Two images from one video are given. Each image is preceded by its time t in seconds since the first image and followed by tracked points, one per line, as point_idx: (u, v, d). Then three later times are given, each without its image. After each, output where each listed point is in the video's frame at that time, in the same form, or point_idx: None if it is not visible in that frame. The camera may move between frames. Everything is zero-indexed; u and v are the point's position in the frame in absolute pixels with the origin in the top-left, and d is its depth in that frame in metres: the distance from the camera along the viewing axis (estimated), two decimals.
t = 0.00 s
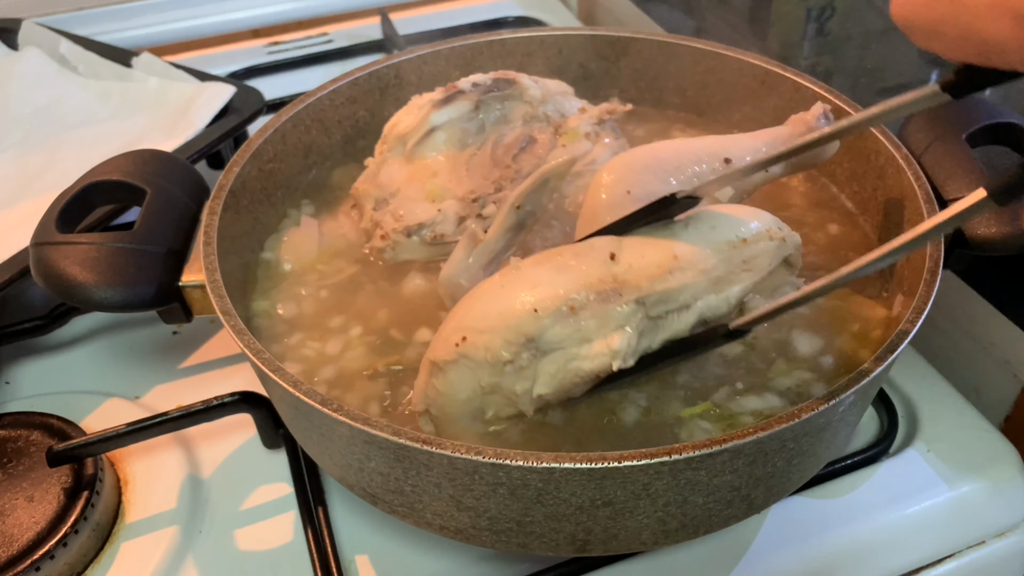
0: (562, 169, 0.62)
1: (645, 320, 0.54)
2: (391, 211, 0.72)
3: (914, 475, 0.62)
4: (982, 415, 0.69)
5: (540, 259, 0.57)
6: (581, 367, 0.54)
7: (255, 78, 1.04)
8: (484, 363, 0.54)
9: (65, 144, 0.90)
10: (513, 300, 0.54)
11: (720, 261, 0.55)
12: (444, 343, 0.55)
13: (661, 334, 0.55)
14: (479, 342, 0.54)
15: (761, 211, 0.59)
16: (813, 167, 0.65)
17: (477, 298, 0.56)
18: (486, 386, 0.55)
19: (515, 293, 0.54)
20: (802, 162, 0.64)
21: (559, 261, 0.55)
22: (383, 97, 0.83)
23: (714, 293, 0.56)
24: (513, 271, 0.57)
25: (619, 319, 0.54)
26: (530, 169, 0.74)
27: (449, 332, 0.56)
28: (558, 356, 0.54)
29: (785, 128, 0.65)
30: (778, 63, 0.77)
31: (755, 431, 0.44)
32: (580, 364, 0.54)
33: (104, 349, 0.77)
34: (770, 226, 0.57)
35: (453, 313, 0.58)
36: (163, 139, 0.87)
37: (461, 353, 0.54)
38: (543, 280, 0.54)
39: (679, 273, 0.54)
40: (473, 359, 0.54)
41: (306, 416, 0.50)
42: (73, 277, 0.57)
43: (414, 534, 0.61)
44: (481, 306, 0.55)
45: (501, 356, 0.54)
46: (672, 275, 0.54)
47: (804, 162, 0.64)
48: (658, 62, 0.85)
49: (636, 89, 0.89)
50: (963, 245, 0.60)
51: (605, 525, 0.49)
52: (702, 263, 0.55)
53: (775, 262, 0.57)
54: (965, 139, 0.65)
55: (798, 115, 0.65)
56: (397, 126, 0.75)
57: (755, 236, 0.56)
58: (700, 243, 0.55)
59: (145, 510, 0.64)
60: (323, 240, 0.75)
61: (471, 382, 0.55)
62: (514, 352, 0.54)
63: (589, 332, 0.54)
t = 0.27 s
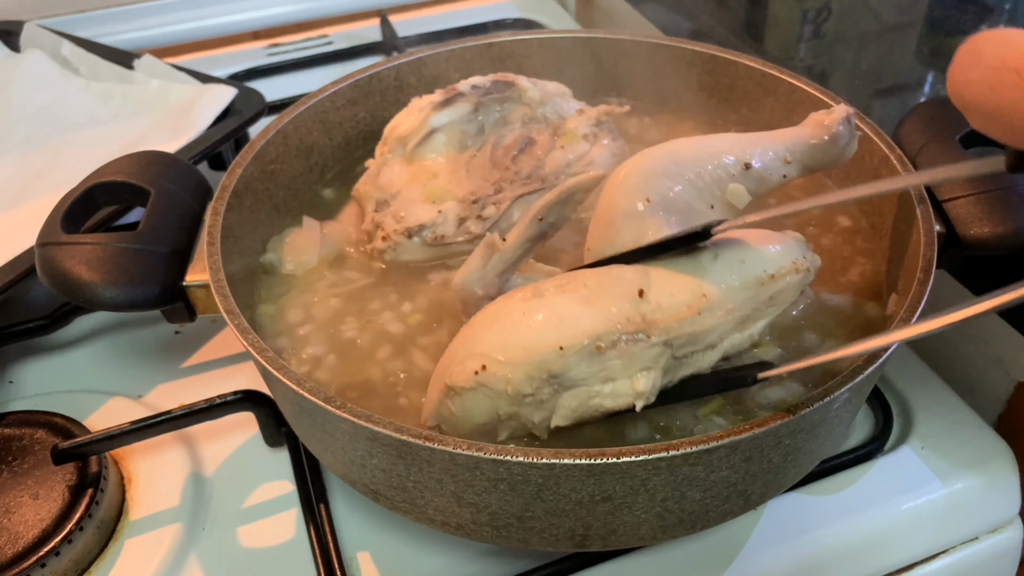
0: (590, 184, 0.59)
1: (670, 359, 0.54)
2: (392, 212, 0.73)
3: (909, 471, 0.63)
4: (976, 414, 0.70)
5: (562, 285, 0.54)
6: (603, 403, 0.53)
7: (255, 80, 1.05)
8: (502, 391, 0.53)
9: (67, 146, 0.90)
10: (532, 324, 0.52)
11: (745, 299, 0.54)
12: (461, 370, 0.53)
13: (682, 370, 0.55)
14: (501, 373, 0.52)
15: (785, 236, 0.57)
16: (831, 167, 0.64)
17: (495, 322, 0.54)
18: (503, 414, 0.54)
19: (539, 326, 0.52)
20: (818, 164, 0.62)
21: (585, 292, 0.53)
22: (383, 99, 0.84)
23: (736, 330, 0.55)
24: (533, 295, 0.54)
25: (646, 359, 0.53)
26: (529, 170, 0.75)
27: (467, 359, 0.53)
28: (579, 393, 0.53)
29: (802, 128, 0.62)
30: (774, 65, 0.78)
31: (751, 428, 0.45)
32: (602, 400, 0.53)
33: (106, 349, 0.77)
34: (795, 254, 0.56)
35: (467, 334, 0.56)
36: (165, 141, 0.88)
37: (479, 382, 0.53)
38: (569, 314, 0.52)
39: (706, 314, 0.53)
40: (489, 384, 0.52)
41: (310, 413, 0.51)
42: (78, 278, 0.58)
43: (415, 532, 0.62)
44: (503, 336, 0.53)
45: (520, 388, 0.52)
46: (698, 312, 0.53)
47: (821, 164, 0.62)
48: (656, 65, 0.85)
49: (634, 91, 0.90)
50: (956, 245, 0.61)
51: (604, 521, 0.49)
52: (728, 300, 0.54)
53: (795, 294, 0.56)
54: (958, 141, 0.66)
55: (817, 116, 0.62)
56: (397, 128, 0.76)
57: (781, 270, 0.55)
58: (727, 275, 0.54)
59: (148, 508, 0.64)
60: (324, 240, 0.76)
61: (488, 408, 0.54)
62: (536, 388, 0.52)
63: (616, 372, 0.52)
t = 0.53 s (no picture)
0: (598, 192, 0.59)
1: (678, 373, 0.54)
2: (392, 214, 0.74)
3: (904, 470, 0.64)
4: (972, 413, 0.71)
5: (570, 296, 0.54)
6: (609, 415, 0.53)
7: (255, 82, 1.06)
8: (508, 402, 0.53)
9: (68, 148, 0.91)
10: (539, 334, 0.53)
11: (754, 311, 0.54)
12: (468, 380, 0.53)
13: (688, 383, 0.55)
14: (509, 386, 0.52)
15: (790, 246, 0.56)
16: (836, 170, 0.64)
17: (503, 333, 0.54)
18: (510, 425, 0.55)
19: (547, 340, 0.52)
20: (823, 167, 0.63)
21: (593, 305, 0.53)
22: (383, 101, 0.85)
23: (743, 342, 0.55)
24: (540, 306, 0.55)
25: (654, 373, 0.52)
26: (528, 172, 0.75)
27: (474, 369, 0.54)
28: (586, 406, 0.53)
29: (808, 130, 0.63)
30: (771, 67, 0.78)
31: (748, 426, 0.45)
32: (609, 413, 0.53)
33: (107, 350, 0.78)
34: (801, 264, 0.55)
35: (474, 344, 0.56)
36: (166, 143, 0.88)
37: (486, 392, 0.53)
38: (578, 327, 0.52)
39: (715, 328, 0.53)
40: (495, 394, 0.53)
41: (311, 413, 0.51)
42: (80, 279, 0.59)
43: (415, 531, 0.62)
44: (511, 348, 0.53)
45: (527, 401, 0.53)
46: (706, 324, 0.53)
47: (826, 167, 0.63)
48: (653, 67, 0.86)
49: (632, 93, 0.90)
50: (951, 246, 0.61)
51: (603, 519, 0.50)
52: (736, 313, 0.53)
53: (802, 304, 0.56)
54: (951, 142, 0.67)
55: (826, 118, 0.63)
56: (397, 130, 0.77)
57: (788, 281, 0.54)
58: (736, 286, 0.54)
59: (150, 508, 0.65)
60: (324, 241, 0.76)
61: (496, 419, 0.54)
62: (544, 400, 0.53)
63: (623, 385, 0.52)
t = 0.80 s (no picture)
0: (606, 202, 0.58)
1: (689, 384, 0.54)
2: (392, 217, 0.74)
3: (903, 469, 0.64)
4: (970, 412, 0.71)
5: (579, 307, 0.54)
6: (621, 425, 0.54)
7: (255, 86, 1.06)
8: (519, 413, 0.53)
9: (69, 152, 0.91)
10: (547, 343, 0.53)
11: (765, 322, 0.54)
12: (478, 392, 0.54)
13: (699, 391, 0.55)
14: (520, 398, 0.53)
15: (798, 255, 0.57)
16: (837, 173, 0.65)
17: (512, 343, 0.54)
18: (520, 435, 0.55)
19: (558, 352, 0.52)
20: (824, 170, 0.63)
21: (603, 316, 0.53)
22: (383, 104, 0.85)
23: (754, 352, 0.55)
24: (550, 315, 0.55)
25: (665, 385, 0.53)
26: (528, 174, 0.75)
27: (483, 379, 0.54)
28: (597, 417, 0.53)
29: (811, 132, 0.63)
30: (769, 69, 0.79)
31: (747, 426, 0.46)
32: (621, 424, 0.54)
33: (109, 353, 0.78)
34: (809, 274, 0.55)
35: (483, 355, 0.56)
36: (166, 146, 0.89)
37: (497, 403, 0.53)
38: (589, 339, 0.52)
39: (726, 340, 0.53)
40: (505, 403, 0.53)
41: (312, 414, 0.52)
42: (82, 282, 0.59)
43: (416, 532, 0.62)
44: (521, 360, 0.53)
45: (537, 412, 0.53)
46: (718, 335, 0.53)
47: (828, 169, 0.63)
48: (652, 69, 0.86)
49: (631, 95, 0.91)
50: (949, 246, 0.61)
51: (603, 519, 0.50)
52: (747, 324, 0.54)
53: (812, 313, 0.56)
54: (950, 143, 0.67)
55: (829, 120, 0.63)
56: (397, 132, 0.77)
57: (798, 292, 0.54)
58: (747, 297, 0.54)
59: (152, 510, 0.65)
60: (325, 244, 0.77)
61: (505, 428, 0.55)
62: (555, 412, 0.53)
63: (635, 398, 0.53)
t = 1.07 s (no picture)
0: (586, 189, 0.62)
1: (669, 353, 0.54)
2: (390, 218, 0.74)
3: (904, 470, 0.64)
4: (971, 413, 0.71)
5: (561, 283, 0.55)
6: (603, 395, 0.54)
7: (255, 88, 1.06)
8: (505, 388, 0.53)
9: (68, 155, 0.91)
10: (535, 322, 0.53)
11: (743, 291, 0.54)
12: (464, 369, 0.54)
13: (681, 364, 0.56)
14: (505, 371, 0.53)
15: (778, 233, 0.56)
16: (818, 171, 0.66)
17: (498, 322, 0.55)
18: (507, 412, 0.55)
19: (538, 324, 0.53)
20: (807, 168, 0.64)
21: (583, 289, 0.53)
22: (381, 106, 0.85)
23: (734, 324, 0.56)
24: (534, 293, 0.55)
25: (645, 353, 0.53)
26: (526, 175, 0.75)
27: (470, 357, 0.54)
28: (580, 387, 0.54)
29: (790, 133, 0.64)
30: (768, 70, 0.79)
31: (746, 427, 0.45)
32: (603, 395, 0.54)
33: (108, 356, 0.78)
34: (787, 250, 0.55)
35: (470, 336, 0.56)
36: (165, 149, 0.89)
37: (482, 380, 0.53)
38: (569, 311, 0.53)
39: (704, 308, 0.54)
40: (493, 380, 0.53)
41: (311, 417, 0.52)
42: (81, 285, 0.59)
43: (416, 535, 0.62)
44: (504, 335, 0.53)
45: (524, 387, 0.53)
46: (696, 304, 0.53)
47: (811, 168, 0.64)
48: (650, 71, 0.87)
49: (630, 97, 0.91)
50: (948, 247, 0.61)
51: (603, 520, 0.50)
52: (725, 293, 0.54)
53: (792, 287, 0.56)
54: (949, 143, 0.67)
55: (807, 121, 0.64)
56: (395, 134, 0.77)
57: (777, 263, 0.54)
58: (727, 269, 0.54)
59: (151, 513, 0.65)
60: (324, 247, 0.77)
61: (493, 406, 0.55)
62: (539, 384, 0.53)
63: (616, 366, 0.53)
